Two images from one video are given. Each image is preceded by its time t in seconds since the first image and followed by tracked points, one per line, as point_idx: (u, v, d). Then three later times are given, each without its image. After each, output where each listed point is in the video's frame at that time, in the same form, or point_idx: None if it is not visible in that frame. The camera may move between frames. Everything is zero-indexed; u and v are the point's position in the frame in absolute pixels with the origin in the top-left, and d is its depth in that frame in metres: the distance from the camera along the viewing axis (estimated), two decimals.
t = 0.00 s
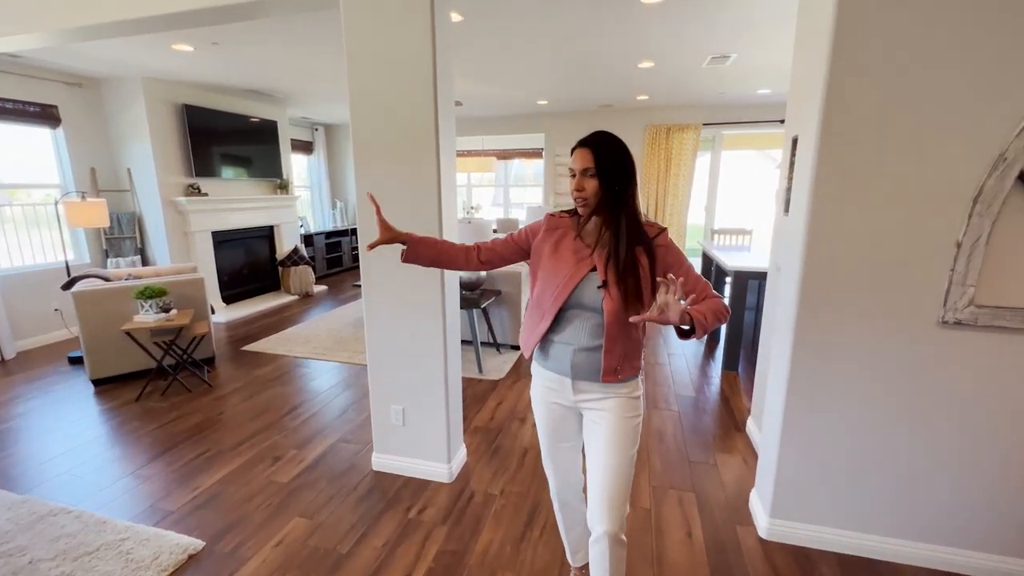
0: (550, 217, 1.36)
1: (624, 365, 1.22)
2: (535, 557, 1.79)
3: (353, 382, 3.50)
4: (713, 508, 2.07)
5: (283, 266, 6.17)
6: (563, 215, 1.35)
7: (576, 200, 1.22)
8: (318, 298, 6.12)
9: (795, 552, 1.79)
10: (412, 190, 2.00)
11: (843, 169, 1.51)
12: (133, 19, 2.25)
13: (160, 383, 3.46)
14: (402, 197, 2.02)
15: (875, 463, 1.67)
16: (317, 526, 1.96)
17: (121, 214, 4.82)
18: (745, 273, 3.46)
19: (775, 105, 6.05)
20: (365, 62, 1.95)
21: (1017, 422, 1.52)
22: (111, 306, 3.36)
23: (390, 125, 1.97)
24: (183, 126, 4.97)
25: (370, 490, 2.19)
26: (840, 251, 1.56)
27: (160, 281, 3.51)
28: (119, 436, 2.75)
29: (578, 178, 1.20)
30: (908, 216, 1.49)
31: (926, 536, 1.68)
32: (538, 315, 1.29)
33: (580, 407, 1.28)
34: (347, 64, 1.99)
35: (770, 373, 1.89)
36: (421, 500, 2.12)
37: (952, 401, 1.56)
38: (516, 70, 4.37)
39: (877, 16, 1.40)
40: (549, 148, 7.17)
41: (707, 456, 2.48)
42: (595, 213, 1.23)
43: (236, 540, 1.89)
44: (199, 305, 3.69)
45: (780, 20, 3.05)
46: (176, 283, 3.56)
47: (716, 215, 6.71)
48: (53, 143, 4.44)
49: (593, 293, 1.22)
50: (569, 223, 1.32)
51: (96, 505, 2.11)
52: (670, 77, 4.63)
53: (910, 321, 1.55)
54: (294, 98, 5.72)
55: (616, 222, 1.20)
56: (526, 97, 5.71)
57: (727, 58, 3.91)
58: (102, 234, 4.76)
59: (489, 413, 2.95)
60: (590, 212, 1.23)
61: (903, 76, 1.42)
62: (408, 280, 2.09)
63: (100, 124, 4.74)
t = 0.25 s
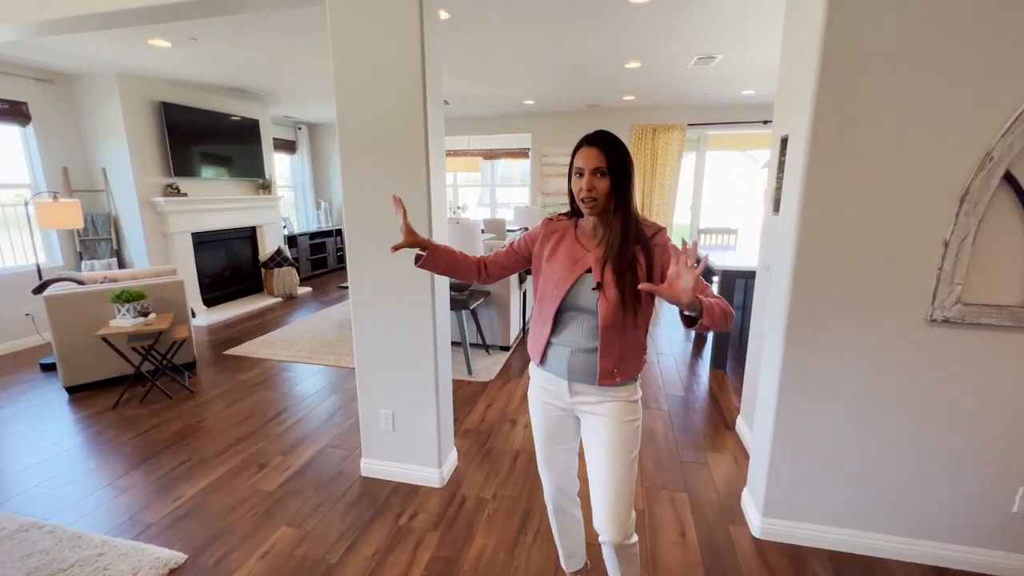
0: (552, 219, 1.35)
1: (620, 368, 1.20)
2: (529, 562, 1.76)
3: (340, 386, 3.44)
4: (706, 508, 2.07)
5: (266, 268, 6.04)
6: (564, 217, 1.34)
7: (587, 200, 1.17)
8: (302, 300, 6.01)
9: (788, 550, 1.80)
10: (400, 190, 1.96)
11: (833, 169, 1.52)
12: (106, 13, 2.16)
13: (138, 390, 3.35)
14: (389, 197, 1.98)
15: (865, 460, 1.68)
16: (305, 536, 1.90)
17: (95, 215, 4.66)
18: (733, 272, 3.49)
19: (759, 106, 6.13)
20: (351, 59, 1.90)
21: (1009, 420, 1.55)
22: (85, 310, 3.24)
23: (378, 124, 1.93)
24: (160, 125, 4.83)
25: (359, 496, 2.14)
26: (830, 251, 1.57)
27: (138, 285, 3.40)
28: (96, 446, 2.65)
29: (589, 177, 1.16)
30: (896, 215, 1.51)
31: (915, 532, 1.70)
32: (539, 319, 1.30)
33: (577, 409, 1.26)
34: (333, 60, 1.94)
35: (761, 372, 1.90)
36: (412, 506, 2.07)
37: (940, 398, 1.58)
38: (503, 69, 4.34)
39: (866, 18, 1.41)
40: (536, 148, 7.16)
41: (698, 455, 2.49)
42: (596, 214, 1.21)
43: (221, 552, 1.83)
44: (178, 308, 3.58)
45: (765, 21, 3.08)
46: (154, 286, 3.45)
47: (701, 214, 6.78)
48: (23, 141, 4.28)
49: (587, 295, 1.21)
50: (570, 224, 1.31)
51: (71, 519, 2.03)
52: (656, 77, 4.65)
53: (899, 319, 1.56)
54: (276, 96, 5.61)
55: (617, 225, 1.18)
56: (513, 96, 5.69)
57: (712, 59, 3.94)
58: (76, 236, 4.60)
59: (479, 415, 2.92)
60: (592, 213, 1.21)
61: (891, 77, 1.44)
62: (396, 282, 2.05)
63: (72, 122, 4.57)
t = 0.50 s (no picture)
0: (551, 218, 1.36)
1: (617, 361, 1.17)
2: (521, 565, 1.74)
3: (326, 389, 3.38)
4: (696, 507, 2.07)
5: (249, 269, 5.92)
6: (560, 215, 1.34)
7: (585, 193, 1.15)
8: (287, 301, 5.91)
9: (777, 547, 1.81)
10: (387, 190, 1.93)
11: (819, 168, 1.53)
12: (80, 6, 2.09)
13: (116, 396, 3.25)
14: (377, 197, 1.94)
15: (853, 456, 1.70)
16: (291, 544, 1.86)
17: (70, 216, 4.52)
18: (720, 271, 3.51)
19: (744, 107, 6.20)
20: (336, 55, 1.86)
21: (992, 415, 1.57)
22: (60, 314, 3.14)
23: (364, 122, 1.89)
24: (138, 123, 4.70)
25: (347, 502, 2.11)
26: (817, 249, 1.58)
27: (115, 287, 3.31)
28: (72, 454, 2.56)
29: (588, 171, 1.14)
30: (882, 214, 1.52)
31: (903, 527, 1.72)
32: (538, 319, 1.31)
33: (578, 409, 1.25)
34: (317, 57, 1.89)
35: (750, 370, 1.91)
36: (401, 511, 2.04)
37: (925, 395, 1.60)
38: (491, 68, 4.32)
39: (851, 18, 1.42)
40: (524, 148, 7.14)
41: (688, 454, 2.50)
42: (587, 208, 1.20)
43: (203, 562, 1.78)
44: (158, 311, 3.49)
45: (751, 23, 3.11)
46: (132, 289, 3.35)
47: (688, 214, 6.83)
48: None
49: (577, 290, 1.20)
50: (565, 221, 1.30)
51: (45, 531, 1.95)
52: (643, 77, 4.66)
53: (885, 317, 1.58)
54: (259, 94, 5.51)
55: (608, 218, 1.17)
56: (500, 96, 5.67)
57: (698, 60, 3.97)
58: (50, 237, 4.45)
59: (469, 417, 2.89)
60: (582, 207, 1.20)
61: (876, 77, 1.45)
62: (384, 283, 2.01)
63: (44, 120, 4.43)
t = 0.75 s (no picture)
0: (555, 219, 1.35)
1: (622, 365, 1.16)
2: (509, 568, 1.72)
3: (311, 391, 3.32)
4: (684, 506, 2.07)
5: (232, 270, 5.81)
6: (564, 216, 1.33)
7: (589, 193, 1.14)
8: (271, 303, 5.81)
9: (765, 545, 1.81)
10: (370, 189, 1.89)
11: (803, 167, 1.54)
12: None
13: (92, 401, 3.16)
14: (360, 196, 1.91)
15: (838, 453, 1.71)
16: (274, 551, 1.82)
17: (44, 216, 4.39)
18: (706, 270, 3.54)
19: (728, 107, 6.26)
20: (316, 51, 1.82)
21: (972, 411, 1.59)
22: (32, 317, 3.04)
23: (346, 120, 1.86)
24: (115, 121, 4.59)
25: (332, 507, 2.07)
26: (802, 246, 1.59)
27: (91, 289, 3.21)
28: (44, 462, 2.48)
29: (591, 169, 1.13)
30: (865, 212, 1.53)
31: (887, 522, 1.74)
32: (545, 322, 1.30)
33: (585, 411, 1.23)
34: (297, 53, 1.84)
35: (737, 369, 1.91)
36: (387, 515, 2.01)
37: (908, 391, 1.62)
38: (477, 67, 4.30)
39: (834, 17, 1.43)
40: (511, 148, 7.13)
41: (675, 453, 2.50)
42: (590, 209, 1.19)
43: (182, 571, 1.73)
44: (137, 314, 3.40)
45: (734, 24, 3.13)
46: (109, 291, 3.27)
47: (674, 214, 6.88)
48: None
49: (580, 292, 1.18)
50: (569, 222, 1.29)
51: (15, 543, 1.88)
52: (629, 77, 4.68)
53: (868, 315, 1.59)
54: (241, 92, 5.41)
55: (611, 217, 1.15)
56: (487, 95, 5.65)
57: (683, 60, 4.00)
58: (23, 238, 4.32)
59: (456, 418, 2.86)
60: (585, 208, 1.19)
61: (858, 76, 1.46)
62: (367, 284, 1.98)
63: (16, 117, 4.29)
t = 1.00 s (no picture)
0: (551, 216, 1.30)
1: (631, 367, 1.17)
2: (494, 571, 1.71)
3: (296, 395, 3.28)
4: (671, 505, 2.07)
5: (216, 272, 5.72)
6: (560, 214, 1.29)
7: (611, 193, 1.12)
8: (256, 305, 5.73)
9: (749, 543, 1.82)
10: (352, 189, 1.86)
11: (786, 166, 1.54)
12: None
13: (69, 407, 3.08)
14: (343, 197, 1.87)
15: (821, 450, 1.72)
16: (255, 559, 1.78)
17: (18, 217, 4.27)
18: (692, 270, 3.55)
19: (713, 108, 6.32)
20: (296, 49, 1.79)
21: (950, 407, 1.61)
22: (5, 321, 2.95)
23: (327, 119, 1.83)
24: (92, 119, 4.48)
25: (315, 512, 2.03)
26: (785, 246, 1.59)
27: (67, 293, 3.13)
28: (17, 471, 2.40)
29: (611, 169, 1.11)
30: (846, 212, 1.55)
31: (869, 519, 1.75)
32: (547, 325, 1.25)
33: (593, 413, 1.22)
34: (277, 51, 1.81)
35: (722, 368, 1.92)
36: (372, 520, 1.98)
37: (887, 389, 1.63)
38: (463, 66, 4.27)
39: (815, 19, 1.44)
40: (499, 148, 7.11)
41: (663, 453, 2.50)
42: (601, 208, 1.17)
43: None
44: (115, 317, 3.32)
45: (718, 25, 3.16)
46: (86, 294, 3.18)
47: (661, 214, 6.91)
48: None
49: (593, 293, 1.16)
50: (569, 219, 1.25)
51: None
52: (615, 77, 4.69)
53: (850, 315, 1.61)
54: (223, 91, 5.33)
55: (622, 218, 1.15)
56: (474, 95, 5.63)
57: (668, 61, 4.03)
58: None
59: (443, 420, 2.84)
60: (596, 207, 1.17)
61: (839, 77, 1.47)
62: (350, 285, 1.95)
63: None
